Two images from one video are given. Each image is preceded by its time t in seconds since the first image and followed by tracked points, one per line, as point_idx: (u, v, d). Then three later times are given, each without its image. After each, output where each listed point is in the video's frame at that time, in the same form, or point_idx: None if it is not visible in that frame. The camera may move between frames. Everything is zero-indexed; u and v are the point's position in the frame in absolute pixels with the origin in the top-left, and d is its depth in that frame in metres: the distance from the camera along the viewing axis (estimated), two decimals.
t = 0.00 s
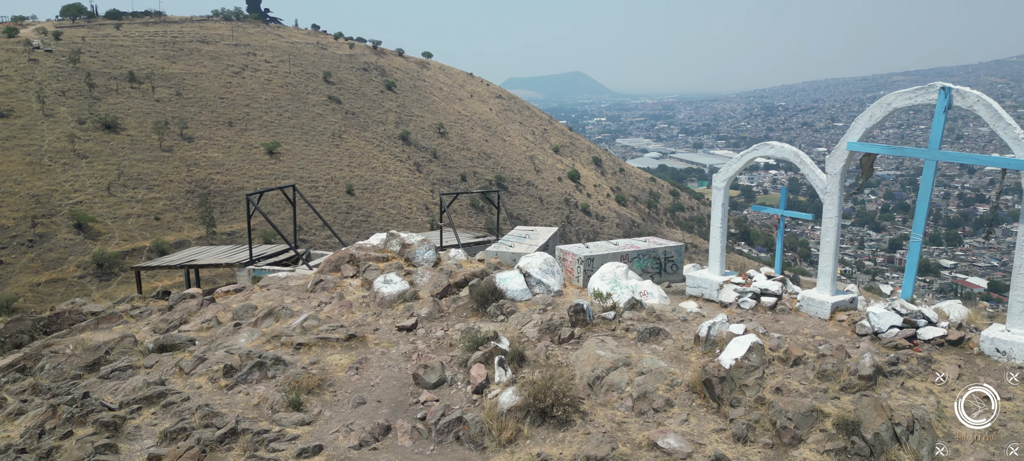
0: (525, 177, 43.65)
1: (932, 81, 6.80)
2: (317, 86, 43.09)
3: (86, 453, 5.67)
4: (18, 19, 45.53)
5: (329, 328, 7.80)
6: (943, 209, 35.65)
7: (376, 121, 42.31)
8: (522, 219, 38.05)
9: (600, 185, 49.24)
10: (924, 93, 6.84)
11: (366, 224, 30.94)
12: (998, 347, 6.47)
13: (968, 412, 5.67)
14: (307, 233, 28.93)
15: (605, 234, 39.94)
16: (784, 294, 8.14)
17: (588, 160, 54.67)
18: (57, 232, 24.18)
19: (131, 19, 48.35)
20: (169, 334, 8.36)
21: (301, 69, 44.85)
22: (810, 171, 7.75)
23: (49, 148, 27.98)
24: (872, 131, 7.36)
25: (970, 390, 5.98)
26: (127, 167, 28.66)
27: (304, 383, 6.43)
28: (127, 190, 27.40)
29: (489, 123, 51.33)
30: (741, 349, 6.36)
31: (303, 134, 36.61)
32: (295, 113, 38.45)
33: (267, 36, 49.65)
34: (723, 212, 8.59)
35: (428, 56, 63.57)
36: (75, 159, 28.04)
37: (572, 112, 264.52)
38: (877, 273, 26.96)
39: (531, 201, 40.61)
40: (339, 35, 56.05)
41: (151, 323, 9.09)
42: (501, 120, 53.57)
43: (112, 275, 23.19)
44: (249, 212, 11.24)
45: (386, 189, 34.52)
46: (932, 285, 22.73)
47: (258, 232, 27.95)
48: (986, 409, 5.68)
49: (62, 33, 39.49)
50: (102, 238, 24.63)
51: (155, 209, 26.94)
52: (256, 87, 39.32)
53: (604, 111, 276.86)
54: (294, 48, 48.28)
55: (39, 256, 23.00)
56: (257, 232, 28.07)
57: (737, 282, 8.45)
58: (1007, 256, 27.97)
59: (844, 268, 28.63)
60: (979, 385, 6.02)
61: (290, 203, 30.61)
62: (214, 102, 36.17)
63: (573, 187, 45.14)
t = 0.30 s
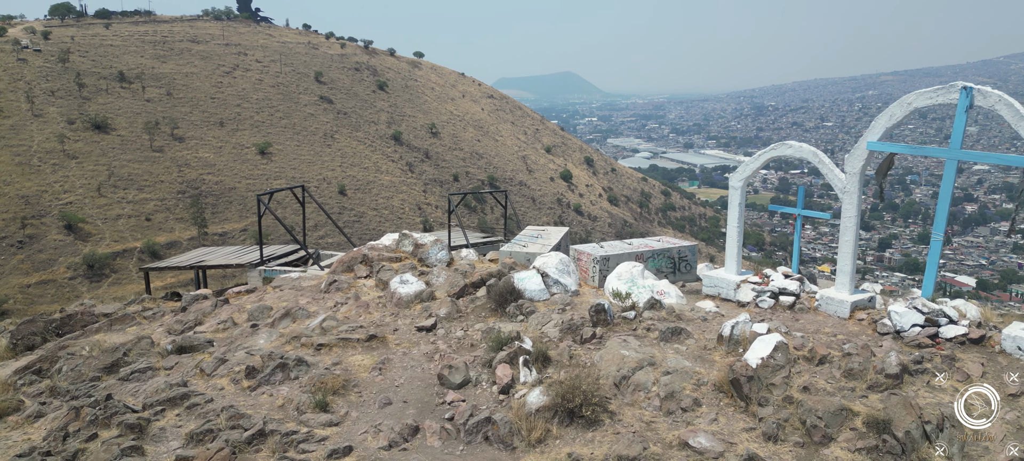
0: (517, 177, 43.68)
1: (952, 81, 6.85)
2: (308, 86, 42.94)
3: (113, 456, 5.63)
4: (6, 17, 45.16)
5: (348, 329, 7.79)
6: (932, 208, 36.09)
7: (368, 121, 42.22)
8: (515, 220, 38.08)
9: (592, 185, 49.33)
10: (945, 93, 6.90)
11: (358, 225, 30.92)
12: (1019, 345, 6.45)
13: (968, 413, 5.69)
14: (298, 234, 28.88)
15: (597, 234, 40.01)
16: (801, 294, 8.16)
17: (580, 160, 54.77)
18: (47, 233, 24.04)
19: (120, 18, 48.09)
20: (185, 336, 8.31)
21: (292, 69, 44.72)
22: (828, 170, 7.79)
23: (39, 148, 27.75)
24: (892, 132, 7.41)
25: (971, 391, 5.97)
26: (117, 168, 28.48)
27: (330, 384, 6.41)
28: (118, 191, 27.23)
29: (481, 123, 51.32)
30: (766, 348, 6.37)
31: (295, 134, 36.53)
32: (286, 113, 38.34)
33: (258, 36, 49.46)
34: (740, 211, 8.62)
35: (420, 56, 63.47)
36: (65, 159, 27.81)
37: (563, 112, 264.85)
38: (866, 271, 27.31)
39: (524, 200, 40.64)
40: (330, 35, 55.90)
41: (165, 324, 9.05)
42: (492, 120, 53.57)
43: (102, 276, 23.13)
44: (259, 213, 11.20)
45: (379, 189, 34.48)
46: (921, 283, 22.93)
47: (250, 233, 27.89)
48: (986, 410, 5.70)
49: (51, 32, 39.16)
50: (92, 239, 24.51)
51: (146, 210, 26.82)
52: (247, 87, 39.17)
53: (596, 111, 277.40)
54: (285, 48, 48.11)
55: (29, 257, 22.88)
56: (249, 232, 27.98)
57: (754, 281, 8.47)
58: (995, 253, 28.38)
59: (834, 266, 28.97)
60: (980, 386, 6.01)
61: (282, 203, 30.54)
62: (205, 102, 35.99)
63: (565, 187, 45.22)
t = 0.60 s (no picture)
0: (511, 177, 43.75)
1: (971, 82, 6.91)
2: (301, 86, 42.83)
3: (140, 457, 5.62)
4: None
5: (368, 329, 7.79)
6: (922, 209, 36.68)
7: (361, 121, 42.16)
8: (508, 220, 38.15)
9: (585, 185, 49.43)
10: (964, 93, 6.95)
11: (353, 224, 30.94)
12: None
13: (969, 413, 5.63)
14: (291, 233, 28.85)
15: (590, 234, 40.08)
16: (818, 293, 8.21)
17: (573, 160, 54.88)
18: (38, 234, 23.80)
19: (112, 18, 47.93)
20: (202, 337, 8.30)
21: (285, 69, 44.60)
22: (845, 170, 7.85)
23: (30, 148, 27.49)
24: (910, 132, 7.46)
25: (970, 391, 5.95)
26: (108, 168, 28.27)
27: (355, 384, 6.42)
28: (110, 192, 27.04)
29: (474, 123, 51.34)
30: (790, 347, 6.41)
31: (288, 134, 36.45)
32: (278, 113, 38.24)
33: (250, 36, 49.27)
34: (756, 211, 8.66)
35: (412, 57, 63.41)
36: (56, 160, 27.57)
37: (556, 112, 265.07)
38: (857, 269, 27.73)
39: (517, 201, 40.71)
40: (323, 35, 55.76)
41: (180, 325, 9.04)
42: (485, 120, 53.58)
43: (94, 277, 22.79)
44: (271, 213, 11.20)
45: (372, 189, 34.46)
46: (912, 282, 23.13)
47: (243, 233, 27.84)
48: (986, 409, 5.66)
49: (41, 32, 38.83)
50: (84, 240, 24.33)
51: (138, 210, 26.69)
52: (239, 87, 39.02)
53: (588, 111, 277.90)
54: (277, 48, 47.95)
55: (19, 257, 22.47)
56: (242, 232, 27.93)
57: (770, 280, 8.52)
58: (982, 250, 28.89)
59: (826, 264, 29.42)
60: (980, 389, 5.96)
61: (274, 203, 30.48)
62: (197, 102, 35.83)
63: (558, 187, 45.29)
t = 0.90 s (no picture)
0: (503, 177, 43.83)
1: (992, 82, 6.95)
2: (293, 86, 42.72)
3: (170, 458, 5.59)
4: None
5: (390, 329, 7.79)
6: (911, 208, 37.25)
7: (353, 121, 42.09)
8: (501, 219, 38.24)
9: (578, 184, 49.54)
10: (984, 94, 6.99)
11: (348, 224, 31.00)
12: None
13: (968, 413, 5.51)
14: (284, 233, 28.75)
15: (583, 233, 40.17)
16: (836, 292, 8.26)
17: (565, 160, 55.00)
18: (28, 234, 23.54)
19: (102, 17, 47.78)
20: (220, 338, 8.27)
21: (276, 68, 44.44)
22: (865, 170, 7.89)
23: (19, 149, 27.18)
24: (929, 132, 7.51)
25: (970, 391, 5.83)
26: (99, 169, 28.02)
27: (382, 383, 6.41)
28: (100, 192, 26.80)
29: (466, 123, 51.35)
30: (815, 346, 6.44)
31: (279, 134, 36.34)
32: (270, 113, 38.11)
33: (241, 35, 49.07)
34: (774, 211, 8.69)
35: (404, 57, 63.34)
36: (45, 160, 27.28)
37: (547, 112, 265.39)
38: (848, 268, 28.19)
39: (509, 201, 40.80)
40: (315, 35, 55.61)
41: (196, 325, 9.01)
42: (477, 120, 53.58)
43: (85, 278, 22.70)
44: (284, 214, 11.17)
45: (365, 189, 34.42)
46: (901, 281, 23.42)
47: (235, 234, 27.72)
48: (986, 410, 5.53)
49: (29, 31, 38.46)
50: (75, 240, 24.12)
51: (129, 211, 26.52)
52: (231, 87, 38.83)
53: (579, 110, 278.49)
54: (268, 47, 47.77)
55: (10, 259, 22.31)
56: (234, 233, 27.83)
57: (788, 280, 8.55)
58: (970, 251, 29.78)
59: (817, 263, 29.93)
60: (980, 390, 5.84)
61: (266, 203, 30.34)
62: (188, 102, 35.62)
63: (550, 187, 45.37)
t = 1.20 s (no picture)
0: (496, 177, 43.86)
1: (1015, 82, 6.98)
2: (284, 86, 42.53)
3: (200, 460, 5.55)
4: None
5: (411, 329, 7.76)
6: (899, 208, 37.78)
7: (346, 121, 41.98)
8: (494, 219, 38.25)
9: (570, 184, 49.60)
10: (1007, 93, 7.02)
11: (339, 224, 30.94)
12: None
13: (968, 413, 5.56)
14: (277, 233, 28.60)
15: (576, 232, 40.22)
16: (856, 291, 8.29)
17: (557, 160, 55.07)
18: (19, 235, 23.29)
19: (92, 17, 47.55)
20: (239, 339, 8.22)
21: (267, 68, 44.25)
22: (886, 170, 7.92)
23: (8, 149, 26.86)
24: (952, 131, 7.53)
25: (971, 391, 5.85)
26: (90, 169, 27.74)
27: (410, 384, 6.38)
28: (91, 193, 26.54)
29: (458, 124, 51.30)
30: (843, 345, 6.44)
31: (271, 134, 36.15)
32: (262, 113, 37.91)
33: (233, 35, 48.84)
34: (792, 210, 8.70)
35: (396, 57, 63.18)
36: (35, 161, 26.98)
37: (538, 112, 265.50)
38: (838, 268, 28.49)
39: (502, 201, 40.84)
40: (306, 34, 55.43)
41: (212, 326, 8.95)
42: (469, 121, 53.56)
43: (77, 279, 22.51)
44: (296, 214, 11.09)
45: (358, 189, 34.29)
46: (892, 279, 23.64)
47: (227, 234, 27.59)
48: (986, 409, 5.53)
49: (19, 30, 38.09)
50: (66, 241, 23.89)
51: (120, 211, 26.29)
52: (223, 87, 38.58)
53: (571, 111, 278.90)
54: (260, 47, 47.56)
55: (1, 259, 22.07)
56: (226, 233, 27.70)
57: (807, 279, 8.57)
58: (959, 249, 30.60)
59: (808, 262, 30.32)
60: (979, 387, 5.86)
61: (259, 203, 30.15)
62: (179, 102, 35.37)
63: (543, 187, 45.42)
